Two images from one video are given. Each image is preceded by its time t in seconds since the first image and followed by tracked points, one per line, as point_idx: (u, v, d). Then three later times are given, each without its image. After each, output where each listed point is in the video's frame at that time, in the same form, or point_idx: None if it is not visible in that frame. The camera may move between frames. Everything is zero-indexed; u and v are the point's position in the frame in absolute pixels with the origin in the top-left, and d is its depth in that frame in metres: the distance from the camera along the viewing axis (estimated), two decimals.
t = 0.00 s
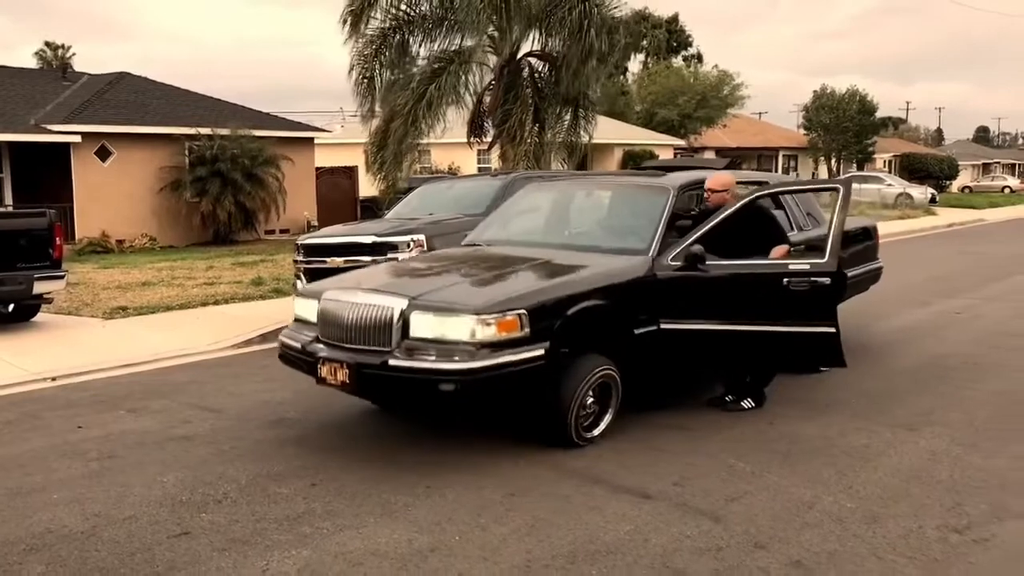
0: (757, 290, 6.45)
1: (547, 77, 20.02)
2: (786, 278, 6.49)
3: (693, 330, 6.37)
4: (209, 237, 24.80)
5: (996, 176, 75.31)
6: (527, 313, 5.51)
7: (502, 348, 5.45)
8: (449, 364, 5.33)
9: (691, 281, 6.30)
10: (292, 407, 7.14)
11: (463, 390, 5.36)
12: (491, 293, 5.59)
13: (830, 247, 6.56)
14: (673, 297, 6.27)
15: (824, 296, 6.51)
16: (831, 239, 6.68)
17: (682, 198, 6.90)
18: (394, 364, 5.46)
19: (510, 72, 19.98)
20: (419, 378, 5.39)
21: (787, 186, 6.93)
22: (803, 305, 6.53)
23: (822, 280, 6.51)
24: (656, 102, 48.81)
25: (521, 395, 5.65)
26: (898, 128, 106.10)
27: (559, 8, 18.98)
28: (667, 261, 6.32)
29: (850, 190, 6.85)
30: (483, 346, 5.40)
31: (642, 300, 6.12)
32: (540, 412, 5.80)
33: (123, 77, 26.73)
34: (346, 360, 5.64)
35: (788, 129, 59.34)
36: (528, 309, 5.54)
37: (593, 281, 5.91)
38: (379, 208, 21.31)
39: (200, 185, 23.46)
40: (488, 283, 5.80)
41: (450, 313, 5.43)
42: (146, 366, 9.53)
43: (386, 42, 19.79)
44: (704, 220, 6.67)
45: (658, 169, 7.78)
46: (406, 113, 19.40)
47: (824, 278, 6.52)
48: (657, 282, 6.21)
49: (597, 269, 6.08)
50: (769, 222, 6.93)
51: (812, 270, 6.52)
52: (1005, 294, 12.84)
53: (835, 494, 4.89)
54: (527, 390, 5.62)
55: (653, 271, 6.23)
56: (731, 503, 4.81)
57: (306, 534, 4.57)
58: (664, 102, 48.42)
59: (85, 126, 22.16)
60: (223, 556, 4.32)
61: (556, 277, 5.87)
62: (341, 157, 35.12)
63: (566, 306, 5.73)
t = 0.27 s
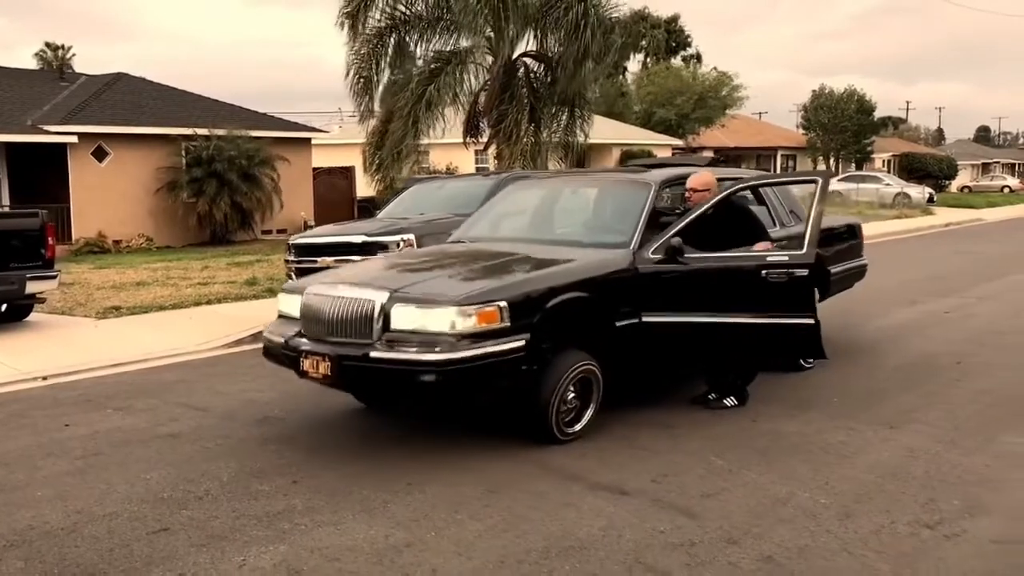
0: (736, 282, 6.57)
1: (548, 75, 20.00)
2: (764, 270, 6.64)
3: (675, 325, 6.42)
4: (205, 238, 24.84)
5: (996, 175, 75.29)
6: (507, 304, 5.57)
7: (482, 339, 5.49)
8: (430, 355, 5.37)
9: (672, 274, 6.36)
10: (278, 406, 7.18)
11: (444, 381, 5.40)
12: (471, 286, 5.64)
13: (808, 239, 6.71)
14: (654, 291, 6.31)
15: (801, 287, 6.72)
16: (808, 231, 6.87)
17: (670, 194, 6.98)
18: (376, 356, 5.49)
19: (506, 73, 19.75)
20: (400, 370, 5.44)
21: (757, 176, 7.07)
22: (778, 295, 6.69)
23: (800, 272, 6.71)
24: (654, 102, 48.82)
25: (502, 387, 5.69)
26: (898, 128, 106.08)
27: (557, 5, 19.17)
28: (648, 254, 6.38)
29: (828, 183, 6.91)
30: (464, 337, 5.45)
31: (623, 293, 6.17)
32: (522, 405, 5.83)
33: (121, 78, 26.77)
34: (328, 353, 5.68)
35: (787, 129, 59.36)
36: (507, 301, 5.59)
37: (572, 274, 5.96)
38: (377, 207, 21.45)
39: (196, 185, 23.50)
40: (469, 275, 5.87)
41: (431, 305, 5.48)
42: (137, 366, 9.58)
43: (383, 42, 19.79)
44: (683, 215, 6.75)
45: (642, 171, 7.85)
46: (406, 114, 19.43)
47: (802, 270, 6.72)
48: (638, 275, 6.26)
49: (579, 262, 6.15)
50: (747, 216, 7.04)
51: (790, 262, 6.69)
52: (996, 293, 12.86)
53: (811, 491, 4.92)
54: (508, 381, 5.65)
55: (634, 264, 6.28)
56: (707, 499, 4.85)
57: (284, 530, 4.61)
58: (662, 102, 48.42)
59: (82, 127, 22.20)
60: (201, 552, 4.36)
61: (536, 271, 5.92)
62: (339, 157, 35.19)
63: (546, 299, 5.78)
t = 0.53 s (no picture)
0: (715, 286, 6.59)
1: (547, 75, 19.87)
2: (743, 271, 6.67)
3: (654, 326, 6.43)
4: (201, 237, 24.85)
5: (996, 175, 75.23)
6: (485, 309, 5.58)
7: (460, 344, 5.50)
8: (408, 361, 5.39)
9: (651, 276, 6.39)
10: (261, 404, 7.18)
11: (421, 386, 5.42)
12: (448, 289, 5.64)
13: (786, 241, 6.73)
14: (634, 293, 6.33)
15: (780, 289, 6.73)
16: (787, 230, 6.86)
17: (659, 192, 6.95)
18: (353, 361, 5.50)
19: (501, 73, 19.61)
20: (378, 375, 5.45)
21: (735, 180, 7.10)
22: (756, 296, 6.71)
23: (778, 274, 6.73)
24: (653, 102, 48.76)
25: (481, 391, 5.70)
26: (899, 127, 105.99)
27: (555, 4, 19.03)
28: (628, 256, 6.39)
29: (807, 183, 6.99)
30: (441, 342, 5.46)
31: (603, 296, 6.18)
32: (501, 406, 5.84)
33: (117, 77, 26.77)
34: (306, 359, 5.68)
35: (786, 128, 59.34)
36: (485, 305, 5.59)
37: (551, 276, 5.96)
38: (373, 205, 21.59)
39: (192, 184, 23.51)
40: (447, 277, 5.87)
41: (408, 310, 5.48)
42: (125, 364, 9.59)
43: (379, 40, 19.84)
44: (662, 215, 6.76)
45: (626, 167, 7.83)
46: (407, 115, 19.41)
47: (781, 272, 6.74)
48: (619, 277, 6.27)
49: (558, 264, 6.15)
50: (727, 216, 7.06)
51: (769, 264, 6.71)
52: (988, 292, 12.85)
53: (784, 487, 4.93)
54: (487, 383, 5.66)
55: (615, 267, 6.29)
56: (680, 495, 4.85)
57: (257, 526, 4.62)
58: (661, 102, 48.37)
59: (77, 126, 22.21)
60: (173, 548, 4.37)
61: (515, 274, 5.92)
62: (336, 156, 35.22)
63: (524, 302, 5.79)
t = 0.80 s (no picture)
0: (695, 284, 6.60)
1: (546, 75, 19.73)
2: (723, 270, 6.68)
3: (634, 323, 6.44)
4: (197, 235, 24.86)
5: (997, 175, 75.16)
6: (463, 303, 5.58)
7: (437, 337, 5.51)
8: (384, 354, 5.39)
9: (632, 274, 6.39)
10: (245, 401, 7.20)
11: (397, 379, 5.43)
12: (427, 284, 5.64)
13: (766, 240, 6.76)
14: (615, 290, 6.33)
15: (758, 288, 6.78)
16: (769, 230, 6.88)
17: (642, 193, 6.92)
18: (331, 354, 5.51)
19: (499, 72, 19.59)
20: (355, 369, 5.46)
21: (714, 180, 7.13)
22: (734, 295, 6.74)
23: (757, 273, 6.75)
24: (653, 101, 48.70)
25: (458, 384, 5.71)
26: (901, 128, 105.88)
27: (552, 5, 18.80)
28: (609, 253, 6.39)
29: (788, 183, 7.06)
30: (418, 336, 5.46)
31: (584, 292, 6.19)
32: (479, 401, 5.86)
33: (114, 76, 26.79)
34: (284, 351, 5.70)
35: (786, 128, 59.30)
36: (463, 300, 5.60)
37: (531, 272, 5.97)
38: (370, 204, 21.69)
39: (188, 183, 23.51)
40: (427, 272, 5.87)
41: (385, 303, 5.49)
42: (114, 361, 9.59)
43: (375, 38, 19.79)
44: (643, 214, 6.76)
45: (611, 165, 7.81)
46: (406, 112, 19.47)
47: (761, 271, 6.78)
48: (600, 274, 6.28)
49: (538, 260, 6.14)
50: (709, 213, 7.06)
51: (749, 263, 6.73)
52: (980, 291, 12.85)
53: (757, 483, 4.93)
54: (464, 378, 5.68)
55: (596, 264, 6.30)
56: (653, 491, 4.86)
57: (229, 521, 4.63)
58: (661, 101, 48.31)
59: (74, 125, 22.22)
60: (144, 542, 4.38)
61: (494, 270, 5.93)
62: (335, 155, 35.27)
63: (503, 298, 5.80)
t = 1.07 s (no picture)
0: (678, 281, 6.69)
1: (546, 77, 19.77)
2: (704, 265, 6.81)
3: (618, 319, 6.49)
4: (197, 235, 24.94)
5: (999, 175, 75.05)
6: (445, 301, 5.63)
7: (420, 335, 5.55)
8: (367, 352, 5.44)
9: (615, 271, 6.46)
10: (234, 397, 7.25)
11: (381, 377, 5.47)
12: (410, 282, 5.69)
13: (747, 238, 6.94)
14: (598, 287, 6.38)
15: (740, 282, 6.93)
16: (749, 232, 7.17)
17: (624, 190, 6.97)
18: (315, 353, 5.56)
19: (497, 73, 19.67)
20: (339, 367, 5.50)
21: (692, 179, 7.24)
22: (715, 289, 6.85)
23: (738, 267, 6.93)
24: (654, 101, 48.68)
25: (442, 381, 5.75)
26: (904, 128, 105.72)
27: (549, 5, 18.76)
28: (592, 251, 6.44)
29: (766, 179, 7.82)
30: (401, 334, 5.52)
31: (568, 289, 6.23)
32: (464, 398, 5.90)
33: (115, 76, 26.88)
34: (269, 351, 5.74)
35: (787, 129, 59.27)
36: (446, 298, 5.65)
37: (514, 270, 6.02)
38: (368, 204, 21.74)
39: (188, 182, 23.57)
40: (411, 271, 5.92)
41: (368, 301, 5.54)
42: (109, 359, 9.64)
43: (373, 37, 19.80)
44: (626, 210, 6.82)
45: (598, 164, 7.85)
46: (406, 111, 19.45)
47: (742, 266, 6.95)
48: (584, 271, 6.33)
49: (522, 258, 6.19)
50: (693, 209, 7.12)
51: (730, 258, 6.89)
52: (974, 290, 12.87)
53: (735, 479, 4.97)
54: (448, 375, 5.72)
55: (580, 261, 6.34)
56: (631, 486, 4.91)
57: (211, 515, 4.68)
58: (662, 101, 48.30)
59: (74, 124, 22.29)
60: (126, 535, 4.43)
61: (478, 267, 5.97)
62: (335, 154, 35.35)
63: (486, 295, 5.85)
